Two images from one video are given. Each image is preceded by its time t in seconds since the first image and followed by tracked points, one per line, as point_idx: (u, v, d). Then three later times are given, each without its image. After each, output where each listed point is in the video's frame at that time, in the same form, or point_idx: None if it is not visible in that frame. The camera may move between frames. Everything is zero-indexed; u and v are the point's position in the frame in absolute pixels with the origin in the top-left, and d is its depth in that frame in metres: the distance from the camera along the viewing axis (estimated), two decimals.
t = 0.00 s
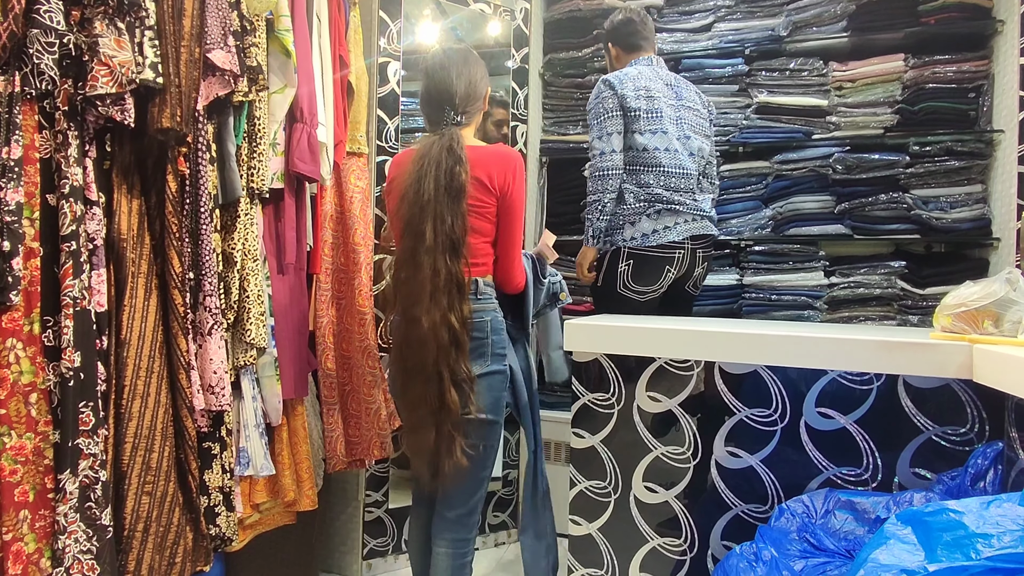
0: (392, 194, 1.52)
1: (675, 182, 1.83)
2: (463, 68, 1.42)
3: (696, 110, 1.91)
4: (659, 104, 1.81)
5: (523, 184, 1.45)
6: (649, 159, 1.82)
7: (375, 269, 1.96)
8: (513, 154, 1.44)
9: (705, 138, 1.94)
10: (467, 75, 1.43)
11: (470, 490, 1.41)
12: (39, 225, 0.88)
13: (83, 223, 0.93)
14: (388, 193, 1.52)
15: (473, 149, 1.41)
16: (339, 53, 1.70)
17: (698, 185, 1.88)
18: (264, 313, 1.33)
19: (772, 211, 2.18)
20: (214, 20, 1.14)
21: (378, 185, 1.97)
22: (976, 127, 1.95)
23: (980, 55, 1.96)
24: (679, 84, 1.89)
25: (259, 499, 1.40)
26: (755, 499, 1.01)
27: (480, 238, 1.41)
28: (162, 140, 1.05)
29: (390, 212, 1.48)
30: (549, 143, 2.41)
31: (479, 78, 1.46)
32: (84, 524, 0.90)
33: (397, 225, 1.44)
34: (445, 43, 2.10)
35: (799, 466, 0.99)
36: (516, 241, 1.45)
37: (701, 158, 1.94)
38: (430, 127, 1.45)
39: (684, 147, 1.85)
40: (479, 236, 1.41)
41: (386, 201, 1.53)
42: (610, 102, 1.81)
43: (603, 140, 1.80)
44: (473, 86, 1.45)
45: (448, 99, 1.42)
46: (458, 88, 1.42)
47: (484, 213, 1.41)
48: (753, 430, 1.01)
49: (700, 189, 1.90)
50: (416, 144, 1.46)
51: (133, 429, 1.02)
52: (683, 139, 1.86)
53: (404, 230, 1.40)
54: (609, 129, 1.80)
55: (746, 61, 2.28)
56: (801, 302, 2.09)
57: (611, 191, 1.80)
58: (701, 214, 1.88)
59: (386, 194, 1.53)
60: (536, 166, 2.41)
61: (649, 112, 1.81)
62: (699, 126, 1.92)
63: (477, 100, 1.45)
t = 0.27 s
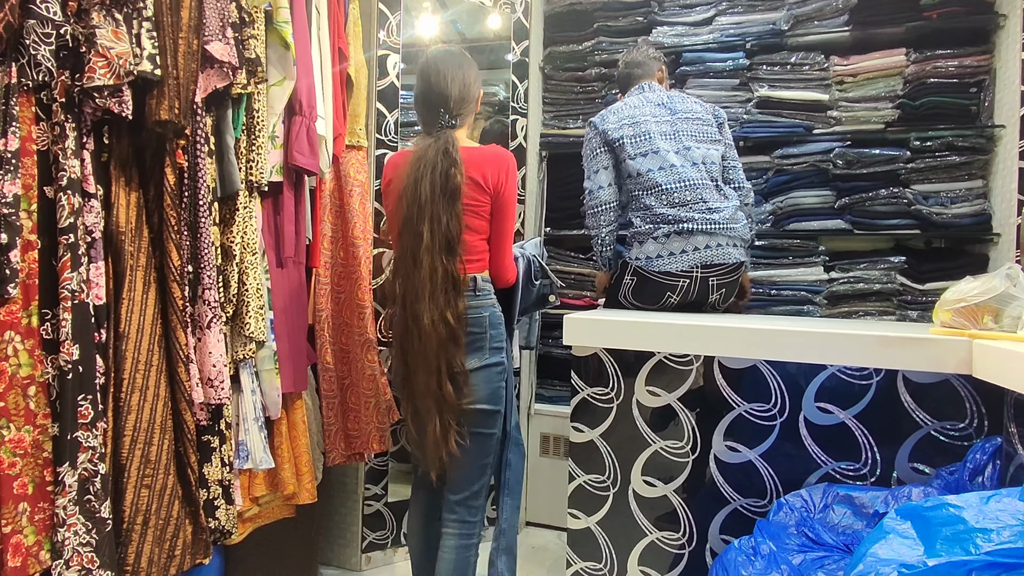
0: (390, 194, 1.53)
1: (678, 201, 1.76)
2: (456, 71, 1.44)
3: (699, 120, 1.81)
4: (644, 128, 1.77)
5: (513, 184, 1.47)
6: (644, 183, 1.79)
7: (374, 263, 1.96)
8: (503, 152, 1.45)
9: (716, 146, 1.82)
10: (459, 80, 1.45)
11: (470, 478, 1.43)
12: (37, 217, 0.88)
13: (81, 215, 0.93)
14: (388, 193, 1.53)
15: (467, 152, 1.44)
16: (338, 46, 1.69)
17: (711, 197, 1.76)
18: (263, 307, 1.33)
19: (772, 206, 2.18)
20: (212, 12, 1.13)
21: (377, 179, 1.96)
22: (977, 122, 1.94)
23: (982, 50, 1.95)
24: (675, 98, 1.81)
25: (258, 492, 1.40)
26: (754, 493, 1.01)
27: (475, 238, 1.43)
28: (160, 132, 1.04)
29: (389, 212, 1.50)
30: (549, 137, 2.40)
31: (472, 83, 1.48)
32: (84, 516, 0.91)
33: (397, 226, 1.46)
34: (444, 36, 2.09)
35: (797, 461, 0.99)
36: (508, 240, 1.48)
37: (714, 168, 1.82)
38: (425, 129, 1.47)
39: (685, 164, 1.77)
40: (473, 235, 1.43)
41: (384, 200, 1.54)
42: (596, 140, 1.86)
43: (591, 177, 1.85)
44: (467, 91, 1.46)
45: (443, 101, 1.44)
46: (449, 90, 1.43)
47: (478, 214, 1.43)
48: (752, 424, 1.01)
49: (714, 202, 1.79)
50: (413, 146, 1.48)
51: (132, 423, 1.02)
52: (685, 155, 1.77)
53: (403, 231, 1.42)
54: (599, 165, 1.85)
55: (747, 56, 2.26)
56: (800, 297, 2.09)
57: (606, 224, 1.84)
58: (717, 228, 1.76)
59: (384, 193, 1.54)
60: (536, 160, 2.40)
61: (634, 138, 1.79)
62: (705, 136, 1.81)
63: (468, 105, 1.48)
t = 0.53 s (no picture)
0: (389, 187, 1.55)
1: (700, 212, 1.55)
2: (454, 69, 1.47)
3: (733, 116, 1.53)
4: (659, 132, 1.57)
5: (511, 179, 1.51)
6: (654, 195, 1.63)
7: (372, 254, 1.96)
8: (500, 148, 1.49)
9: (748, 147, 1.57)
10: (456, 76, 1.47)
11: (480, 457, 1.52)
12: (33, 205, 0.87)
13: (77, 204, 0.92)
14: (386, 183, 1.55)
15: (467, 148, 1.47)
16: (336, 35, 1.68)
17: (734, 212, 1.55)
18: (261, 296, 1.32)
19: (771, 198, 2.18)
20: None
21: (376, 169, 1.96)
22: (978, 115, 1.94)
23: (983, 42, 1.94)
24: (703, 91, 1.56)
25: (257, 482, 1.40)
26: (751, 484, 1.01)
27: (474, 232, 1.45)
28: (157, 121, 1.04)
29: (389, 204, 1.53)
30: (548, 128, 2.38)
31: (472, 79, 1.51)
32: (83, 505, 0.91)
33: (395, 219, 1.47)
34: (443, 25, 2.07)
35: (795, 452, 1.00)
36: (506, 234, 1.51)
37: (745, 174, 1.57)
38: (425, 125, 1.48)
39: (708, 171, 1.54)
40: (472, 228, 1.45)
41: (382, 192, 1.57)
42: (614, 147, 1.73)
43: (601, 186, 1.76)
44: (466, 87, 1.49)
45: (442, 97, 1.46)
46: (448, 87, 1.46)
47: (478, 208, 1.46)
48: (749, 416, 1.02)
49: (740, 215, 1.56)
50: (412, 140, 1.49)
51: (130, 412, 1.02)
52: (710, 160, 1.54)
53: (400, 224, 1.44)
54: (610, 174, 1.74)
55: (748, 46, 2.25)
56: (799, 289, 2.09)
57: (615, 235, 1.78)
58: (738, 247, 1.57)
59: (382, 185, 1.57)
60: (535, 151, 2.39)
61: (649, 145, 1.61)
62: (738, 134, 1.53)
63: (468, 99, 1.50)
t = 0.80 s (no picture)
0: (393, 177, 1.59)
1: (712, 213, 1.62)
2: (467, 66, 1.52)
3: (766, 117, 1.55)
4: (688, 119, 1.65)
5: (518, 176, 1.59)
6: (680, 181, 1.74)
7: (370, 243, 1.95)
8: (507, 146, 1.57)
9: (780, 152, 1.59)
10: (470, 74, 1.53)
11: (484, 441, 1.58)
12: (28, 191, 0.87)
13: (72, 190, 0.92)
14: (390, 175, 1.58)
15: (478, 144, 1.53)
16: (333, 22, 1.66)
17: (734, 218, 1.61)
18: (258, 285, 1.32)
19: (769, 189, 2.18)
20: None
21: (373, 158, 1.95)
22: (977, 106, 1.93)
23: (984, 33, 1.93)
24: (746, 87, 1.58)
25: (254, 470, 1.41)
26: (746, 474, 1.02)
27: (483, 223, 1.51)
28: (152, 107, 1.03)
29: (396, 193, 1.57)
30: (547, 117, 2.37)
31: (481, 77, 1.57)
32: (80, 492, 0.91)
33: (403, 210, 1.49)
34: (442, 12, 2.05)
35: (789, 442, 1.00)
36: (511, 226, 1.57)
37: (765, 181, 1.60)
38: (436, 117, 1.52)
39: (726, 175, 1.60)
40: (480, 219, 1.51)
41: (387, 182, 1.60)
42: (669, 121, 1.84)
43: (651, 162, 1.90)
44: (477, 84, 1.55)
45: (457, 93, 1.51)
46: (462, 83, 1.51)
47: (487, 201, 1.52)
48: (745, 406, 1.02)
49: (746, 221, 1.62)
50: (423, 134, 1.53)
51: (127, 399, 1.02)
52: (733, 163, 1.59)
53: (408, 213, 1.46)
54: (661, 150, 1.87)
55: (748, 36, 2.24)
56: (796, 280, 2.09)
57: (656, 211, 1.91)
58: (737, 252, 1.62)
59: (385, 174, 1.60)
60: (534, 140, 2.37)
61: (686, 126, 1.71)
62: (767, 139, 1.56)
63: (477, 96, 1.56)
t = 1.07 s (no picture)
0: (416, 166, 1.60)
1: (713, 202, 1.61)
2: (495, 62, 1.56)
3: (770, 108, 1.51)
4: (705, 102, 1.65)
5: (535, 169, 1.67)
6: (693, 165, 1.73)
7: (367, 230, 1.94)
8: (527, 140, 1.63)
9: (785, 145, 1.53)
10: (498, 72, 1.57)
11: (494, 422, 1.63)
12: (21, 174, 0.86)
13: (66, 174, 0.90)
14: (410, 164, 1.60)
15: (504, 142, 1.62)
16: (330, 6, 1.64)
17: (728, 208, 1.59)
18: (255, 271, 1.31)
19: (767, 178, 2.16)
20: None
21: (371, 144, 1.93)
22: (977, 96, 1.92)
23: (986, 22, 1.92)
24: (758, 77, 1.55)
25: (251, 456, 1.41)
26: (742, 462, 1.02)
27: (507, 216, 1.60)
28: (146, 89, 1.01)
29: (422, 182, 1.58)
30: (546, 104, 2.35)
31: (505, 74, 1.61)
32: (76, 478, 0.91)
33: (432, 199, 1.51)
34: None
35: (786, 431, 1.00)
36: (531, 217, 1.66)
37: (768, 172, 1.55)
38: (460, 111, 1.54)
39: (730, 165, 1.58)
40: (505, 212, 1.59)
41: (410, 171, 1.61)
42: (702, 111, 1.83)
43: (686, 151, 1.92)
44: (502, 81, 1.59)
45: (485, 88, 1.54)
46: (490, 80, 1.54)
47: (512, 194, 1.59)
48: (742, 394, 1.02)
49: (742, 212, 1.59)
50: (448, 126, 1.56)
51: (123, 385, 1.01)
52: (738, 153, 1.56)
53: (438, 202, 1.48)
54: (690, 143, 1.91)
55: (748, 23, 2.22)
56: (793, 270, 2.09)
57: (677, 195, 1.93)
58: (729, 243, 1.60)
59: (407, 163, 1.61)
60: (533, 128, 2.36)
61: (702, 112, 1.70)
62: (771, 130, 1.51)
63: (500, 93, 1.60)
